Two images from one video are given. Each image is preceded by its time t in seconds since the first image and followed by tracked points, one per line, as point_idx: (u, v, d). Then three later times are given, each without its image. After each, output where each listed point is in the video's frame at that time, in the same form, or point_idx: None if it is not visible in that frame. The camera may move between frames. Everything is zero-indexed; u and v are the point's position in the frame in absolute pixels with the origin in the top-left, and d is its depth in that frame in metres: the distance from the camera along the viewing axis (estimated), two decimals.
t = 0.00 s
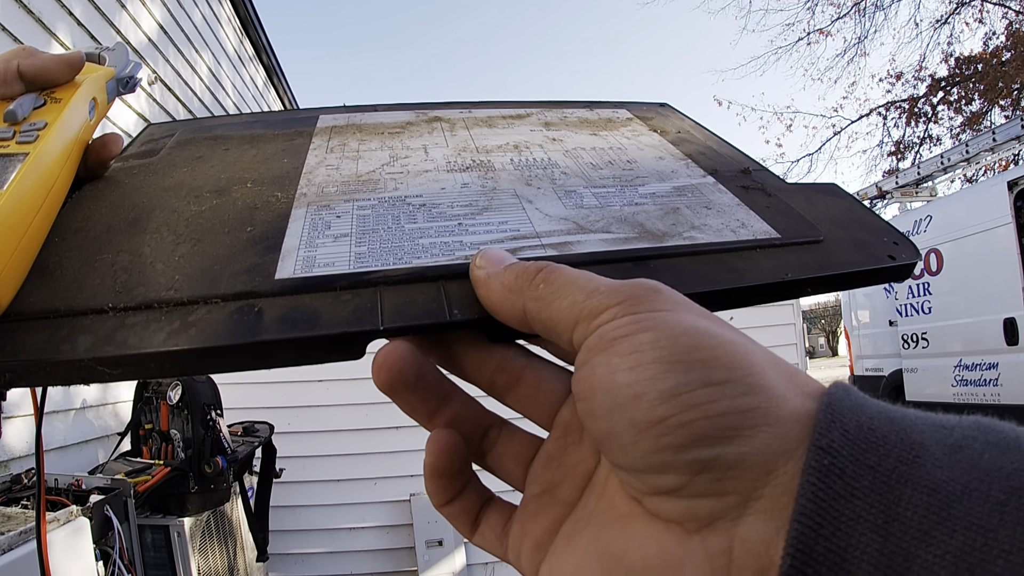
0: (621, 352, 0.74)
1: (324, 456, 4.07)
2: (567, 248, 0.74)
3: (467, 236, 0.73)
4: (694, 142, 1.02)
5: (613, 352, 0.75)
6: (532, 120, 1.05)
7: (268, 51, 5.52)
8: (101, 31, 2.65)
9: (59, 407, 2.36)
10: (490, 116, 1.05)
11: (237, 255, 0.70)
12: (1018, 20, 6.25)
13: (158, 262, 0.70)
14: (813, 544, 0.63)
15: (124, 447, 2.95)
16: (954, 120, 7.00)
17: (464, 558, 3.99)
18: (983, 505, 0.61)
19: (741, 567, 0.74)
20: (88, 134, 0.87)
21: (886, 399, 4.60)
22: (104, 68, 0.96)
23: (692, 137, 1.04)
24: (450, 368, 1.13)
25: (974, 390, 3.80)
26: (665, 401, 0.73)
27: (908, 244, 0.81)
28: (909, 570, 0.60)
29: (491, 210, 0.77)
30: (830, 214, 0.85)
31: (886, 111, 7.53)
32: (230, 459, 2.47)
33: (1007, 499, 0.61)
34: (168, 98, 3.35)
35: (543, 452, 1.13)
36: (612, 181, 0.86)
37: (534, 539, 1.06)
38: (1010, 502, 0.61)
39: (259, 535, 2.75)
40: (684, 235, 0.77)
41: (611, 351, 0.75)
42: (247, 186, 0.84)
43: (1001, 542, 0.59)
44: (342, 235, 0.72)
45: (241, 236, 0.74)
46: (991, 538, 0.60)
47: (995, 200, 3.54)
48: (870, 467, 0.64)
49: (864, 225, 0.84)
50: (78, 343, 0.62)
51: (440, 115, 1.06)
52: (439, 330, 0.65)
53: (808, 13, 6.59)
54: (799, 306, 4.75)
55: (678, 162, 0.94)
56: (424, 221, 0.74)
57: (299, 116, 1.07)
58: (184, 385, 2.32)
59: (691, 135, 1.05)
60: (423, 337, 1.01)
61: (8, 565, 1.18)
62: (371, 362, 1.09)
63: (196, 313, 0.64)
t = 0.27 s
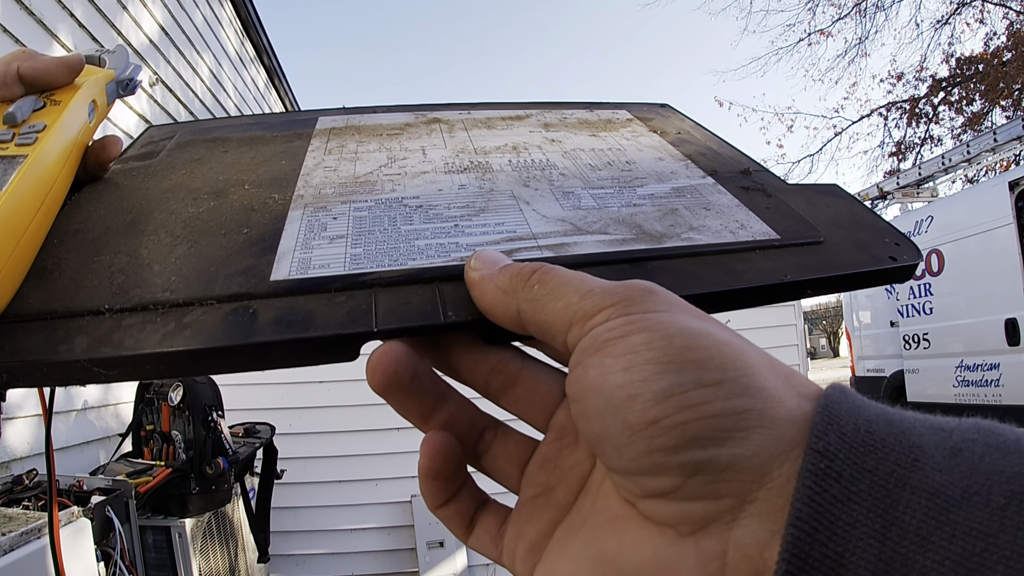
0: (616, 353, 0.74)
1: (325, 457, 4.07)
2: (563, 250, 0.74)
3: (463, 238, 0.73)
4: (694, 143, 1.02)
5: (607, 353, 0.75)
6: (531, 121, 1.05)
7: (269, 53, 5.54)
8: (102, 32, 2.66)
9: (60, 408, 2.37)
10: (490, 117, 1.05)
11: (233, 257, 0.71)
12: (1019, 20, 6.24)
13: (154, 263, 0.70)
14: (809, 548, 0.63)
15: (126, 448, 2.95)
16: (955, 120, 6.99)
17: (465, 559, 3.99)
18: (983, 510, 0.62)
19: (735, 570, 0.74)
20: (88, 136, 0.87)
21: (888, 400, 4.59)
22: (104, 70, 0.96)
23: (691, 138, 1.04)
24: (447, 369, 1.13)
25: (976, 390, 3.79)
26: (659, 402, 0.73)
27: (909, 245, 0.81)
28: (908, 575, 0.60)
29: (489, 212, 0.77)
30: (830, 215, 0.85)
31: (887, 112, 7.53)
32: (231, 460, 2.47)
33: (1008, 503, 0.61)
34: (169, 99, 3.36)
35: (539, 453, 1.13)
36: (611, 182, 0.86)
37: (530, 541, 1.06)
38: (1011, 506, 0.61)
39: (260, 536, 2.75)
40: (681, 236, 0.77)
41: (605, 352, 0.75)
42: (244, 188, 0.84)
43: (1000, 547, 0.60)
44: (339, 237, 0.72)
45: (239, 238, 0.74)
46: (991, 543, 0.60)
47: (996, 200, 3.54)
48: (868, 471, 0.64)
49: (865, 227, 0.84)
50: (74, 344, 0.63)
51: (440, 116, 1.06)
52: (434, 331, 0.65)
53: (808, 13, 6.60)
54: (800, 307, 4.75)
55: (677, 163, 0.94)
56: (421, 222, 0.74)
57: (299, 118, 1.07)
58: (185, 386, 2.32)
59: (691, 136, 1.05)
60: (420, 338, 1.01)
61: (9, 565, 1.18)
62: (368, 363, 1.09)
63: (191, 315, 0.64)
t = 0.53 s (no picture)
0: (619, 353, 0.74)
1: (324, 459, 4.07)
2: (566, 250, 0.74)
3: (466, 238, 0.73)
4: (695, 143, 1.02)
5: (610, 354, 0.75)
6: (532, 121, 1.05)
7: (269, 54, 5.55)
8: (102, 33, 2.66)
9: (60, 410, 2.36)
10: (490, 116, 1.05)
11: (236, 256, 0.71)
12: (1018, 22, 6.25)
13: (157, 262, 0.70)
14: (812, 547, 0.63)
15: (125, 449, 2.95)
16: (955, 122, 7.00)
17: (465, 560, 3.98)
18: (983, 509, 0.61)
19: (739, 568, 0.74)
20: (88, 134, 0.87)
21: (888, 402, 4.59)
22: (104, 68, 0.96)
23: (692, 138, 1.04)
24: (449, 370, 1.13)
25: (976, 392, 3.79)
26: (662, 402, 0.73)
27: (909, 246, 0.81)
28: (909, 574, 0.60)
29: (491, 212, 0.77)
30: (831, 216, 0.85)
31: (887, 114, 7.53)
32: (230, 462, 2.48)
33: (1008, 502, 0.61)
34: (169, 100, 3.36)
35: (541, 453, 1.13)
36: (612, 182, 0.86)
37: (532, 540, 1.06)
38: (1011, 504, 0.61)
39: (259, 538, 2.75)
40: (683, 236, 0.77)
41: (608, 352, 0.75)
42: (246, 186, 0.84)
43: (1000, 545, 0.59)
44: (342, 236, 0.72)
45: (242, 237, 0.74)
46: (991, 541, 0.60)
47: (995, 202, 3.54)
48: (869, 470, 0.64)
49: (865, 227, 0.84)
50: (77, 343, 0.63)
51: (440, 115, 1.06)
52: (437, 332, 0.65)
53: (808, 15, 6.60)
54: (799, 308, 4.75)
55: (678, 163, 0.94)
56: (424, 222, 0.75)
57: (299, 117, 1.07)
58: (185, 387, 2.33)
59: (692, 137, 1.05)
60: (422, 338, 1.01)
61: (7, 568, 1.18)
62: (370, 362, 1.10)
63: (194, 314, 0.64)
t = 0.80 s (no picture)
0: (615, 354, 0.74)
1: (328, 464, 4.06)
2: (563, 249, 0.73)
3: (462, 236, 0.73)
4: (692, 141, 1.02)
5: (606, 355, 0.75)
6: (529, 118, 1.05)
7: (272, 60, 5.57)
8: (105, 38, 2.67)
9: (63, 415, 2.37)
10: (488, 114, 1.05)
11: (230, 254, 0.71)
12: (1019, 24, 6.25)
13: (151, 260, 0.70)
14: (809, 549, 0.62)
15: (128, 454, 2.95)
16: (957, 124, 6.99)
17: (468, 565, 3.97)
18: (981, 512, 0.61)
19: (735, 570, 0.73)
20: (83, 129, 0.87)
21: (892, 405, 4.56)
22: (99, 63, 0.97)
23: (690, 137, 1.04)
24: (446, 370, 1.13)
25: (980, 394, 3.77)
26: (658, 403, 0.73)
27: (907, 247, 0.81)
28: None
29: (487, 210, 0.77)
30: (828, 216, 0.85)
31: (889, 116, 7.53)
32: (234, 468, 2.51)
33: (1007, 505, 0.61)
34: (172, 105, 3.37)
35: (538, 455, 1.13)
36: (609, 180, 0.86)
37: (528, 541, 1.05)
38: (1009, 508, 0.60)
39: (263, 544, 2.74)
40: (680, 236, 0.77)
41: (604, 353, 0.74)
42: (242, 183, 0.84)
43: (998, 549, 0.59)
44: (337, 234, 0.72)
45: (237, 235, 0.74)
46: (990, 545, 0.60)
47: (998, 204, 3.53)
48: (867, 473, 0.64)
49: (863, 228, 0.84)
50: (70, 341, 0.63)
51: (438, 112, 1.06)
52: (433, 331, 0.65)
53: (809, 18, 6.61)
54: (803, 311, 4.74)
55: (676, 161, 0.94)
56: (420, 220, 0.74)
57: (296, 112, 1.07)
58: (190, 393, 2.34)
59: (690, 135, 1.05)
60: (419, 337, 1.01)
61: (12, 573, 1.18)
62: (366, 362, 1.09)
63: (188, 313, 0.64)
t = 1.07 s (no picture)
0: (617, 354, 0.74)
1: (333, 467, 4.07)
2: (565, 250, 0.74)
3: (464, 237, 0.73)
4: (693, 143, 1.02)
5: (608, 355, 0.75)
6: (531, 120, 1.06)
7: (277, 64, 5.60)
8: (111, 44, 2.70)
9: (70, 418, 2.38)
10: (490, 115, 1.06)
11: (233, 255, 0.71)
12: None
13: (154, 261, 0.71)
14: (812, 548, 0.62)
15: (135, 457, 2.97)
16: (962, 123, 6.96)
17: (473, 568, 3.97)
18: (984, 510, 0.61)
19: (738, 569, 0.73)
20: (85, 131, 0.88)
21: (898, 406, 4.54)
22: (102, 66, 0.98)
23: (691, 138, 1.04)
24: (449, 371, 1.13)
25: (986, 395, 3.75)
26: (660, 402, 0.73)
27: (908, 248, 0.81)
28: None
29: (490, 211, 0.78)
30: (830, 217, 0.85)
31: (894, 116, 7.50)
32: (241, 471, 2.49)
33: (1009, 503, 0.60)
34: (177, 110, 3.40)
35: (541, 456, 1.13)
36: (611, 182, 0.87)
37: (531, 542, 1.05)
38: (1012, 506, 0.60)
39: (269, 547, 2.74)
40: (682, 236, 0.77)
41: (606, 353, 0.75)
42: (244, 185, 0.85)
43: (1002, 547, 0.59)
44: (340, 235, 0.73)
45: (241, 237, 0.75)
46: (993, 542, 0.59)
47: (1004, 203, 3.52)
48: (870, 472, 0.64)
49: (864, 228, 0.84)
50: (73, 342, 0.63)
51: (439, 114, 1.07)
52: (435, 332, 0.66)
53: (813, 19, 6.61)
54: (808, 313, 4.72)
55: (677, 163, 0.94)
56: (422, 221, 0.75)
57: (299, 115, 1.08)
58: (196, 396, 2.36)
59: (691, 136, 1.05)
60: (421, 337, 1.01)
61: None
62: (370, 363, 1.09)
63: (191, 313, 0.65)
